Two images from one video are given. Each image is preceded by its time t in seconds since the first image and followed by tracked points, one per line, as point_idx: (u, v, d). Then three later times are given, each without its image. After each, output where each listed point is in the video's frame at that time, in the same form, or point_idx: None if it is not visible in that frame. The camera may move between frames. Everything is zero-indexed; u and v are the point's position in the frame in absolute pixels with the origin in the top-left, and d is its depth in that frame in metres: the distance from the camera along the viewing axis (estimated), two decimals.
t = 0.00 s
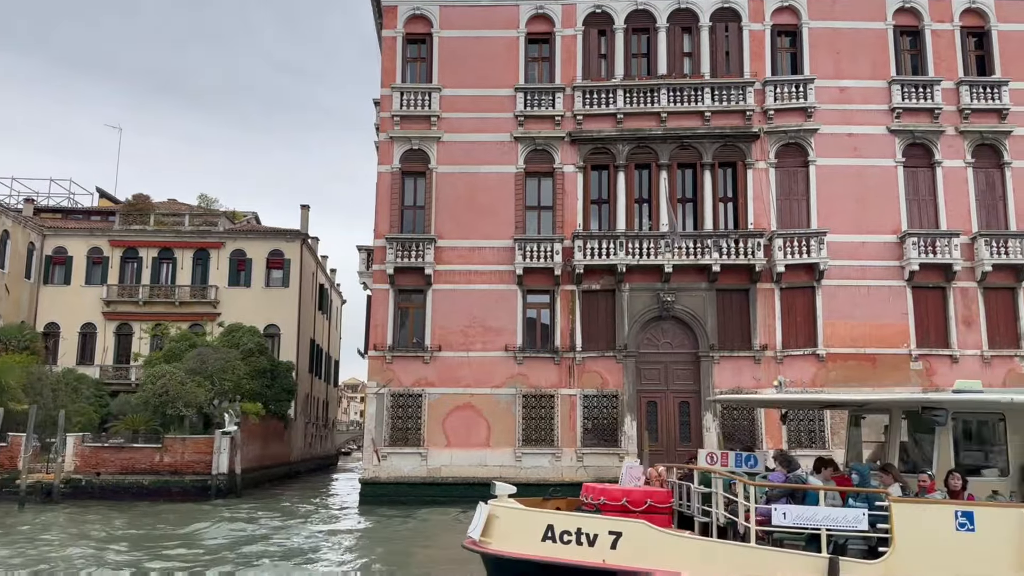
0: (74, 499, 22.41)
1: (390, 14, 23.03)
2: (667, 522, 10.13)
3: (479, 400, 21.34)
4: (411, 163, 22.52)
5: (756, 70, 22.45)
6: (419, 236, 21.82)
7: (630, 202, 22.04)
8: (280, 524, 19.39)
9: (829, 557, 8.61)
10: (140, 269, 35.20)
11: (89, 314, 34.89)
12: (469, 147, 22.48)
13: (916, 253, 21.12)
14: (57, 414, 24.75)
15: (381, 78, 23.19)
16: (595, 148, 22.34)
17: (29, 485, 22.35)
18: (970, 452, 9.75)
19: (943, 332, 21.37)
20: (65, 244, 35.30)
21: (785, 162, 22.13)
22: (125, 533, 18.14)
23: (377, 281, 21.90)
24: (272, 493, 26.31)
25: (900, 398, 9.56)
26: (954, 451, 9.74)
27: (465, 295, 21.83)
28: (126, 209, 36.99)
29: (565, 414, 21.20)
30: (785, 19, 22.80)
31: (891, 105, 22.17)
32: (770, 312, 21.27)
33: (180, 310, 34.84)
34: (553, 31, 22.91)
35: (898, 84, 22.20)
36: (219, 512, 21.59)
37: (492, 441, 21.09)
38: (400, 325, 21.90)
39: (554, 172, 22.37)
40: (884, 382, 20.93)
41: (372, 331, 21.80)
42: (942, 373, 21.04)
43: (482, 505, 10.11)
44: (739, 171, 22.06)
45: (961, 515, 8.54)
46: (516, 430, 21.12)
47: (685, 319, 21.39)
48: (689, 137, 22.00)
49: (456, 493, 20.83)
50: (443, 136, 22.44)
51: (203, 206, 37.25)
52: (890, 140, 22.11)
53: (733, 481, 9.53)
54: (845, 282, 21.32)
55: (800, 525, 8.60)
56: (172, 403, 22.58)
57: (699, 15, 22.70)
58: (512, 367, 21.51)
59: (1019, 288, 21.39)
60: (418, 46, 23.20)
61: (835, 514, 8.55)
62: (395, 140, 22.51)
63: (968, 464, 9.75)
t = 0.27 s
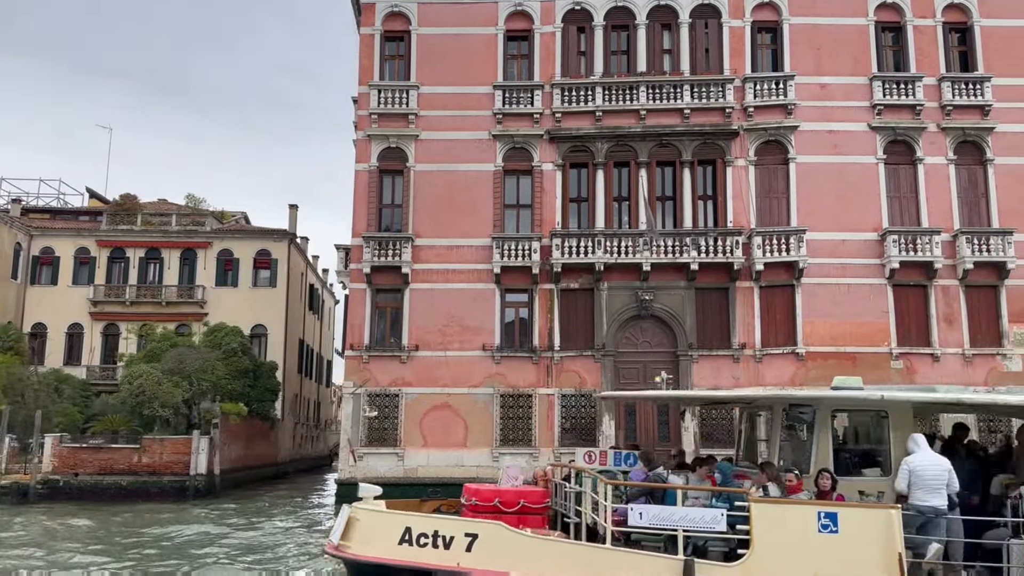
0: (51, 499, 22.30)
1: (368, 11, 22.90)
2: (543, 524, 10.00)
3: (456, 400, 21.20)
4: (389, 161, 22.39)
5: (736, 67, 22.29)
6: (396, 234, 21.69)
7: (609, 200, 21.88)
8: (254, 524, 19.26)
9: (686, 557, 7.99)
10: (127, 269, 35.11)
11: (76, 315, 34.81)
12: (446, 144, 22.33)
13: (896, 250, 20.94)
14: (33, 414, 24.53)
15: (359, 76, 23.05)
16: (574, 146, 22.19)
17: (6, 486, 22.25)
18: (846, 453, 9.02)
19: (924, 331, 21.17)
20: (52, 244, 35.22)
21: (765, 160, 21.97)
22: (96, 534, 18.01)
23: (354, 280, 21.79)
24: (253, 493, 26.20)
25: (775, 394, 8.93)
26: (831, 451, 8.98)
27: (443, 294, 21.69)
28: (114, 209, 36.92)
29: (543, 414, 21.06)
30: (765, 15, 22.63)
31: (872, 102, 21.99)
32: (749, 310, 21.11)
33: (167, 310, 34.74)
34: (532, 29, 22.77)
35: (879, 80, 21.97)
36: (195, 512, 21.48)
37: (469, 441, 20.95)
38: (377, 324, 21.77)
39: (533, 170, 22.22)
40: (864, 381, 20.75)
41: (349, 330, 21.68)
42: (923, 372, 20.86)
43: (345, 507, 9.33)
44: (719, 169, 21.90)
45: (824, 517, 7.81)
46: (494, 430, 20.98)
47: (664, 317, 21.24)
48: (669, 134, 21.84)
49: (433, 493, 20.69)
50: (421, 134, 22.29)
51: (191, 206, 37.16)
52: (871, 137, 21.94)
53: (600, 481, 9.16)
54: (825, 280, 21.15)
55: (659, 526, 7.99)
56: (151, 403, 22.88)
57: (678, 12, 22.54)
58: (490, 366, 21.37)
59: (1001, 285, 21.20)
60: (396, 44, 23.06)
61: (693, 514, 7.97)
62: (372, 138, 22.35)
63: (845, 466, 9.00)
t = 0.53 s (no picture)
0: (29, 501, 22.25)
1: (346, 9, 22.79)
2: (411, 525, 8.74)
3: (434, 400, 21.08)
4: (366, 160, 22.27)
5: (715, 64, 22.13)
6: (373, 233, 21.58)
7: (588, 199, 21.73)
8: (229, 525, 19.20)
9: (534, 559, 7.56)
10: (115, 270, 35.07)
11: (64, 315, 34.77)
12: (424, 143, 22.20)
13: (877, 249, 20.77)
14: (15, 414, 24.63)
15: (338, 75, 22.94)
16: (553, 144, 22.05)
17: None
18: (722, 453, 8.67)
19: (906, 329, 20.99)
20: (40, 245, 35.19)
21: (744, 158, 21.81)
22: (68, 535, 17.96)
23: (331, 279, 21.69)
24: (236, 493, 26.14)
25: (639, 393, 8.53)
26: (700, 449, 8.67)
27: (420, 294, 21.58)
28: (102, 209, 36.88)
29: (521, 414, 20.93)
30: (745, 12, 22.46)
31: (853, 98, 21.80)
32: (728, 309, 20.96)
33: (154, 311, 34.68)
34: (510, 26, 22.64)
35: (860, 77, 21.79)
36: (172, 513, 21.41)
37: (446, 442, 20.82)
38: (354, 324, 21.66)
39: (511, 169, 22.10)
40: (844, 380, 20.59)
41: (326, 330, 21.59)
42: (904, 371, 20.67)
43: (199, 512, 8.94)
44: (699, 167, 21.73)
45: (676, 517, 7.25)
46: (471, 430, 20.85)
47: (642, 316, 21.10)
48: (648, 132, 21.69)
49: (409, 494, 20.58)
50: (399, 133, 22.17)
51: (179, 206, 37.09)
52: (852, 134, 21.76)
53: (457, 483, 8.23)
54: (805, 278, 20.99)
55: (505, 528, 7.59)
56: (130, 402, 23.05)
57: (658, 9, 22.39)
58: (468, 366, 21.25)
59: (983, 284, 21.01)
60: (374, 42, 22.95)
61: (539, 515, 7.51)
62: (350, 136, 22.23)
63: (717, 464, 8.66)
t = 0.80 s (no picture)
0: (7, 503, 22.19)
1: (325, 7, 22.69)
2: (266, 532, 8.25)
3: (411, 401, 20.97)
4: (344, 159, 22.17)
5: (694, 62, 21.98)
6: (350, 233, 21.48)
7: (566, 198, 21.59)
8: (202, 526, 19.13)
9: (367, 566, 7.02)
10: (102, 271, 35.02)
11: (51, 317, 34.73)
12: (402, 142, 22.09)
13: (856, 247, 20.59)
14: None
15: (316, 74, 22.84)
16: (531, 143, 21.92)
17: None
18: (597, 453, 7.91)
19: (886, 329, 20.80)
20: (28, 246, 35.17)
21: (724, 156, 21.66)
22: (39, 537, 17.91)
23: (307, 279, 21.61)
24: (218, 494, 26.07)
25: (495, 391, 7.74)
26: (565, 450, 7.90)
27: (397, 294, 21.47)
28: (90, 210, 36.84)
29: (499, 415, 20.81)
30: (725, 10, 22.31)
31: (834, 96, 21.63)
32: (707, 309, 20.81)
33: (142, 312, 34.61)
34: (489, 25, 22.53)
35: (840, 75, 21.63)
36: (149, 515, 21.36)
37: (423, 443, 20.70)
38: (331, 324, 21.56)
39: (490, 168, 21.98)
40: (823, 380, 20.42)
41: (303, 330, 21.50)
42: (884, 371, 20.49)
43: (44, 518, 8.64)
44: (678, 166, 21.59)
45: (517, 519, 6.76)
46: (448, 431, 20.73)
47: (621, 316, 20.96)
48: (627, 131, 21.54)
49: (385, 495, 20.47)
50: (376, 132, 22.06)
51: (167, 206, 37.04)
52: (832, 132, 21.59)
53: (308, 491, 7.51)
54: (784, 277, 20.85)
55: (340, 533, 7.07)
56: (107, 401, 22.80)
57: (636, 7, 22.25)
58: (445, 366, 21.14)
59: (965, 282, 20.82)
60: (352, 41, 22.84)
61: (375, 519, 7.01)
62: (327, 136, 22.12)
63: (585, 467, 7.90)
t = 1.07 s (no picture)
0: None
1: (303, 7, 22.63)
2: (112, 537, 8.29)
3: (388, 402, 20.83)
4: (321, 160, 22.08)
5: (674, 61, 21.83)
6: (327, 234, 21.38)
7: (545, 198, 21.46)
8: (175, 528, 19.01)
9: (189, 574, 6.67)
10: (90, 273, 35.01)
11: (38, 319, 34.69)
12: (380, 142, 21.99)
13: (836, 247, 20.42)
14: None
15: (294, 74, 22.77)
16: (510, 143, 21.80)
17: None
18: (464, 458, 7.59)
19: (867, 329, 20.62)
20: (16, 248, 35.19)
21: (704, 156, 21.50)
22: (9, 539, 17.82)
23: (284, 280, 21.53)
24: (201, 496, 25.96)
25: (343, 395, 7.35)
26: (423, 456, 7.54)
27: (374, 295, 21.36)
28: (79, 212, 36.85)
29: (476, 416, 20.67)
30: (705, 8, 22.16)
31: (814, 95, 21.45)
32: (686, 309, 20.66)
33: (130, 314, 34.57)
34: (467, 24, 22.43)
35: (821, 73, 21.47)
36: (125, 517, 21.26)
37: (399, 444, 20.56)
38: (308, 325, 21.47)
39: (468, 168, 21.86)
40: (803, 380, 20.24)
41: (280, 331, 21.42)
42: (865, 371, 20.30)
43: None
44: (657, 165, 21.45)
45: (347, 525, 6.44)
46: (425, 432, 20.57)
47: (599, 317, 20.82)
48: (605, 130, 21.41)
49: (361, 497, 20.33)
50: (354, 132, 21.96)
51: (156, 208, 37.00)
52: (813, 130, 21.43)
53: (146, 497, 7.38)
54: (764, 277, 20.69)
55: (161, 540, 6.80)
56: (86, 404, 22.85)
57: (616, 5, 22.12)
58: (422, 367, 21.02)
59: (946, 282, 20.63)
60: (331, 41, 22.75)
61: (197, 525, 6.74)
62: (305, 136, 22.03)
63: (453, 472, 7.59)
